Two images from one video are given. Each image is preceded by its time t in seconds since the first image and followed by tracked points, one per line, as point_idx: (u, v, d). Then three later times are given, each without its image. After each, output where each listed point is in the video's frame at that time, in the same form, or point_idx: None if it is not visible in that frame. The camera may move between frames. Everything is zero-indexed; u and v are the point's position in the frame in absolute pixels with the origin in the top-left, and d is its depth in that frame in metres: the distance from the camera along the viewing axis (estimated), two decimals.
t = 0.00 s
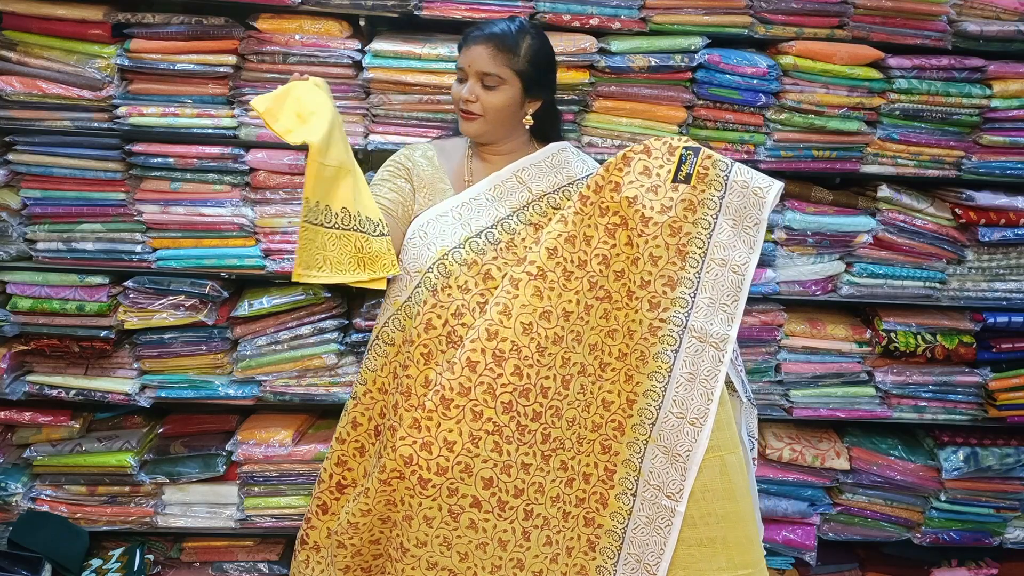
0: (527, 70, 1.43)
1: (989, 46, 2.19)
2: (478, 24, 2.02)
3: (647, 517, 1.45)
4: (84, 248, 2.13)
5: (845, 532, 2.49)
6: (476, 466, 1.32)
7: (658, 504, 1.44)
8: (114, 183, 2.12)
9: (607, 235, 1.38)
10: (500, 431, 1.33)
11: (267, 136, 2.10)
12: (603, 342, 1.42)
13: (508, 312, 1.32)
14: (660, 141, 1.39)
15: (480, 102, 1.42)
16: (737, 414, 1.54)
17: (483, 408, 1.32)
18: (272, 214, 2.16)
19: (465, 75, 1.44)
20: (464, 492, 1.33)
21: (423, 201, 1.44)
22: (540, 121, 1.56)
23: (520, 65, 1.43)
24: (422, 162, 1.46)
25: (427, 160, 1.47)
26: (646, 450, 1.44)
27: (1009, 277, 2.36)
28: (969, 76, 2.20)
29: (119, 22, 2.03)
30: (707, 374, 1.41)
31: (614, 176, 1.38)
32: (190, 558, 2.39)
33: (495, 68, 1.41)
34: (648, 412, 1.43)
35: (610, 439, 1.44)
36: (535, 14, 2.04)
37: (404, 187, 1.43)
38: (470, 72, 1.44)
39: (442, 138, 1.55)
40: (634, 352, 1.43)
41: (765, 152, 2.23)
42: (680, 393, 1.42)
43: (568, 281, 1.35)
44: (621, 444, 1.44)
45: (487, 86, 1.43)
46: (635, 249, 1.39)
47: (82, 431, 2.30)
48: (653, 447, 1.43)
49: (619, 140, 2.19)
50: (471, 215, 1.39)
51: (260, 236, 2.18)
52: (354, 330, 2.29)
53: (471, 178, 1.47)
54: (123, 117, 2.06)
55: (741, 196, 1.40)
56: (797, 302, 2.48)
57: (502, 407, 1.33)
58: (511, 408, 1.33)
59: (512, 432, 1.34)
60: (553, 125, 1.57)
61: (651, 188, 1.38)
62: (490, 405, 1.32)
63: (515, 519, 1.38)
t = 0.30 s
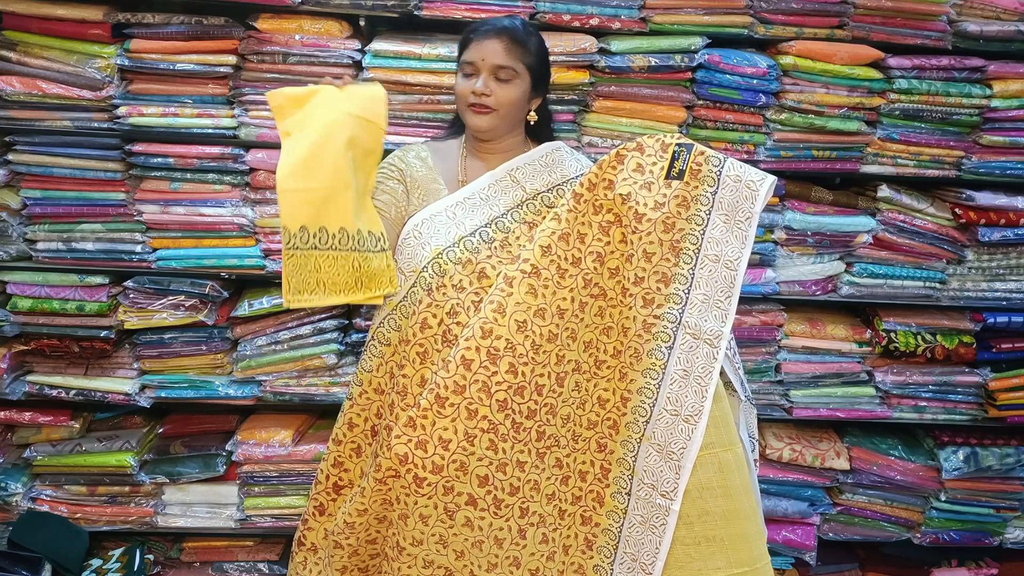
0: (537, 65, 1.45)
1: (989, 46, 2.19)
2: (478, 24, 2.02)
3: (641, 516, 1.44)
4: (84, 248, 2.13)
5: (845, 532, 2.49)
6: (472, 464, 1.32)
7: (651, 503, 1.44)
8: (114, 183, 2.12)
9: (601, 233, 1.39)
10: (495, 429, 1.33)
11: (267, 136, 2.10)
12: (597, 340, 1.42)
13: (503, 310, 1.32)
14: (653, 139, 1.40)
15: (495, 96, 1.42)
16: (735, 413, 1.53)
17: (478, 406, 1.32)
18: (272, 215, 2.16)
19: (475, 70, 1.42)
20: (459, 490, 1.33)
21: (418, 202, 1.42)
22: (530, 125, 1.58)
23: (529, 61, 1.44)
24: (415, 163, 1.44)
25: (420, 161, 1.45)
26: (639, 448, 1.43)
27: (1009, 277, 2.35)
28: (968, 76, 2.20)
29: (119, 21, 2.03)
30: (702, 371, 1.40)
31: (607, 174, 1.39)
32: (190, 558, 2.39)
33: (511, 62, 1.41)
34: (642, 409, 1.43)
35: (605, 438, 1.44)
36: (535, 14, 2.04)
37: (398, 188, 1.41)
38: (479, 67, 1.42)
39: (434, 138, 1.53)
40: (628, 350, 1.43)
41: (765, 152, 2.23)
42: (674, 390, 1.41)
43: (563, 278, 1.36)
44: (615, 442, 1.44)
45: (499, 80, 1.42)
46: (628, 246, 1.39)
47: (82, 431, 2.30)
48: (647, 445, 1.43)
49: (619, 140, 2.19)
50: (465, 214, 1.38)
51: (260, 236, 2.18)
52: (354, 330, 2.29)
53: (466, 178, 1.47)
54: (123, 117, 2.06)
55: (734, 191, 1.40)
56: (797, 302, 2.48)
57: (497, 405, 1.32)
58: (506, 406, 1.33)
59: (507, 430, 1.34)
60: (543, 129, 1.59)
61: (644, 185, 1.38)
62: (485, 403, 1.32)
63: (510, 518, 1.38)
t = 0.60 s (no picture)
0: (538, 65, 1.46)
1: (989, 46, 2.19)
2: (478, 24, 2.02)
3: (641, 513, 1.44)
4: (84, 248, 2.13)
5: (845, 532, 2.49)
6: (473, 463, 1.32)
7: (651, 500, 1.44)
8: (114, 183, 2.12)
9: (599, 231, 1.38)
10: (496, 428, 1.33)
11: (267, 136, 2.10)
12: (596, 338, 1.42)
13: (502, 310, 1.31)
14: (649, 138, 1.40)
15: (498, 95, 1.42)
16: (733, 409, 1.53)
17: (478, 405, 1.32)
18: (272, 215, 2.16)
19: (477, 69, 1.42)
20: (460, 489, 1.33)
21: (412, 204, 1.42)
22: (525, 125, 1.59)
23: (530, 60, 1.44)
24: (409, 166, 1.44)
25: (414, 163, 1.44)
26: (639, 446, 1.44)
27: (1009, 277, 2.35)
28: (968, 76, 2.20)
29: (119, 21, 2.03)
30: (701, 369, 1.40)
31: (604, 173, 1.38)
32: (190, 559, 2.38)
33: (513, 62, 1.41)
34: (641, 407, 1.43)
35: (604, 436, 1.44)
36: (535, 14, 2.04)
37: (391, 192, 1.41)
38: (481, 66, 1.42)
39: (429, 138, 1.53)
40: (626, 348, 1.43)
41: (765, 152, 2.23)
42: (673, 388, 1.42)
43: (562, 277, 1.35)
44: (615, 440, 1.45)
45: (500, 79, 1.42)
46: (626, 245, 1.39)
47: (82, 431, 2.30)
48: (646, 442, 1.43)
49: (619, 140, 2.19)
50: (463, 214, 1.38)
51: (260, 236, 2.18)
52: (354, 330, 2.29)
53: (461, 178, 1.47)
54: (123, 117, 2.06)
55: (732, 190, 1.40)
56: (797, 302, 2.48)
57: (498, 404, 1.33)
58: (506, 404, 1.33)
59: (508, 428, 1.34)
60: (537, 129, 1.60)
61: (642, 184, 1.38)
62: (486, 401, 1.32)
63: (511, 516, 1.37)
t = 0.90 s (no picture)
0: (535, 65, 1.46)
1: (989, 46, 2.19)
2: (478, 24, 2.02)
3: (640, 509, 1.44)
4: (84, 248, 2.13)
5: (845, 532, 2.49)
6: (472, 462, 1.32)
7: (650, 496, 1.44)
8: (114, 183, 2.12)
9: (595, 230, 1.38)
10: (494, 427, 1.33)
11: (267, 136, 2.10)
12: (593, 336, 1.42)
13: (500, 309, 1.31)
14: (644, 137, 1.40)
15: (495, 95, 1.42)
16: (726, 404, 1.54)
17: (476, 405, 1.32)
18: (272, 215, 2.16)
19: (474, 69, 1.42)
20: (460, 489, 1.33)
21: (407, 205, 1.42)
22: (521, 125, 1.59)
23: (527, 61, 1.44)
24: (405, 166, 1.45)
25: (410, 164, 1.45)
26: (637, 443, 1.44)
27: (1009, 277, 2.35)
28: (969, 76, 2.20)
29: (119, 21, 2.03)
30: (698, 366, 1.41)
31: (600, 172, 1.38)
32: (190, 559, 2.38)
33: (511, 63, 1.41)
34: (639, 405, 1.43)
35: (602, 433, 1.44)
36: (535, 14, 2.04)
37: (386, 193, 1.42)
38: (478, 65, 1.42)
39: (426, 138, 1.53)
40: (624, 346, 1.43)
41: (765, 152, 2.23)
42: (671, 385, 1.42)
43: (558, 276, 1.35)
44: (612, 437, 1.44)
45: (498, 79, 1.42)
46: (622, 243, 1.39)
47: (82, 431, 2.30)
48: (645, 439, 1.43)
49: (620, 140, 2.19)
50: (459, 214, 1.38)
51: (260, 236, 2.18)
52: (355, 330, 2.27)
53: (456, 178, 1.47)
54: (123, 117, 2.06)
55: (729, 189, 1.41)
56: (797, 302, 2.48)
57: (496, 403, 1.32)
58: (504, 404, 1.33)
59: (506, 428, 1.34)
60: (534, 129, 1.59)
61: (637, 182, 1.38)
62: (484, 401, 1.32)
63: (510, 515, 1.37)
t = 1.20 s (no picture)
0: (531, 65, 1.46)
1: (988, 46, 2.19)
2: (478, 24, 2.02)
3: (637, 508, 1.45)
4: (84, 248, 2.13)
5: (845, 532, 2.49)
6: (468, 461, 1.32)
7: (647, 494, 1.44)
8: (114, 183, 2.12)
9: (591, 229, 1.38)
10: (490, 426, 1.33)
11: (267, 136, 2.10)
12: (588, 335, 1.42)
13: (495, 308, 1.31)
14: (639, 136, 1.40)
15: (491, 95, 1.42)
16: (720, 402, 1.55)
17: (472, 403, 1.31)
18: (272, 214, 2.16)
19: (470, 69, 1.42)
20: (455, 488, 1.33)
21: (403, 205, 1.43)
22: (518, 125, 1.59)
23: (523, 61, 1.45)
24: (401, 166, 1.45)
25: (406, 164, 1.45)
26: (633, 442, 1.44)
27: (1009, 277, 2.35)
28: (968, 76, 2.20)
29: (119, 22, 2.03)
30: (694, 364, 1.42)
31: (595, 171, 1.38)
32: (190, 559, 2.38)
33: (507, 63, 1.41)
34: (635, 403, 1.43)
35: (597, 432, 1.44)
36: (535, 14, 2.04)
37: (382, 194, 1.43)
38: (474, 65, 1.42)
39: (423, 138, 1.53)
40: (619, 345, 1.43)
41: (765, 152, 2.23)
42: (667, 383, 1.43)
43: (554, 274, 1.35)
44: (608, 436, 1.44)
45: (494, 79, 1.43)
46: (618, 241, 1.39)
47: (82, 431, 2.30)
48: (641, 438, 1.44)
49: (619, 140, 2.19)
50: (455, 214, 1.38)
51: (260, 236, 2.18)
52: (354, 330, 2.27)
53: (453, 178, 1.47)
54: (123, 117, 2.06)
55: (724, 187, 1.41)
56: (797, 303, 2.48)
57: (491, 402, 1.32)
58: (500, 403, 1.33)
59: (502, 426, 1.34)
60: (530, 128, 1.59)
61: (632, 181, 1.38)
62: (479, 400, 1.32)
63: (506, 514, 1.37)
